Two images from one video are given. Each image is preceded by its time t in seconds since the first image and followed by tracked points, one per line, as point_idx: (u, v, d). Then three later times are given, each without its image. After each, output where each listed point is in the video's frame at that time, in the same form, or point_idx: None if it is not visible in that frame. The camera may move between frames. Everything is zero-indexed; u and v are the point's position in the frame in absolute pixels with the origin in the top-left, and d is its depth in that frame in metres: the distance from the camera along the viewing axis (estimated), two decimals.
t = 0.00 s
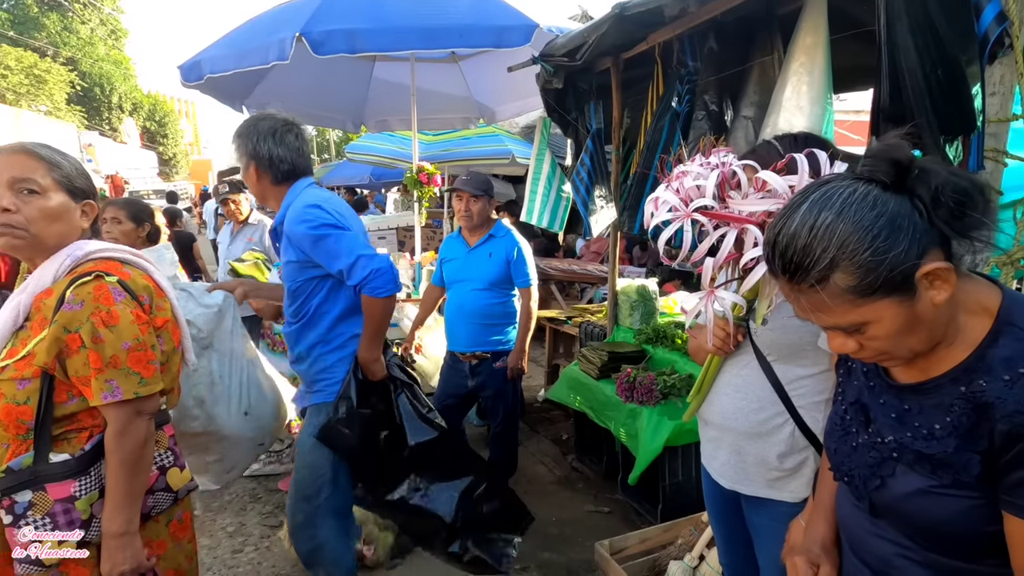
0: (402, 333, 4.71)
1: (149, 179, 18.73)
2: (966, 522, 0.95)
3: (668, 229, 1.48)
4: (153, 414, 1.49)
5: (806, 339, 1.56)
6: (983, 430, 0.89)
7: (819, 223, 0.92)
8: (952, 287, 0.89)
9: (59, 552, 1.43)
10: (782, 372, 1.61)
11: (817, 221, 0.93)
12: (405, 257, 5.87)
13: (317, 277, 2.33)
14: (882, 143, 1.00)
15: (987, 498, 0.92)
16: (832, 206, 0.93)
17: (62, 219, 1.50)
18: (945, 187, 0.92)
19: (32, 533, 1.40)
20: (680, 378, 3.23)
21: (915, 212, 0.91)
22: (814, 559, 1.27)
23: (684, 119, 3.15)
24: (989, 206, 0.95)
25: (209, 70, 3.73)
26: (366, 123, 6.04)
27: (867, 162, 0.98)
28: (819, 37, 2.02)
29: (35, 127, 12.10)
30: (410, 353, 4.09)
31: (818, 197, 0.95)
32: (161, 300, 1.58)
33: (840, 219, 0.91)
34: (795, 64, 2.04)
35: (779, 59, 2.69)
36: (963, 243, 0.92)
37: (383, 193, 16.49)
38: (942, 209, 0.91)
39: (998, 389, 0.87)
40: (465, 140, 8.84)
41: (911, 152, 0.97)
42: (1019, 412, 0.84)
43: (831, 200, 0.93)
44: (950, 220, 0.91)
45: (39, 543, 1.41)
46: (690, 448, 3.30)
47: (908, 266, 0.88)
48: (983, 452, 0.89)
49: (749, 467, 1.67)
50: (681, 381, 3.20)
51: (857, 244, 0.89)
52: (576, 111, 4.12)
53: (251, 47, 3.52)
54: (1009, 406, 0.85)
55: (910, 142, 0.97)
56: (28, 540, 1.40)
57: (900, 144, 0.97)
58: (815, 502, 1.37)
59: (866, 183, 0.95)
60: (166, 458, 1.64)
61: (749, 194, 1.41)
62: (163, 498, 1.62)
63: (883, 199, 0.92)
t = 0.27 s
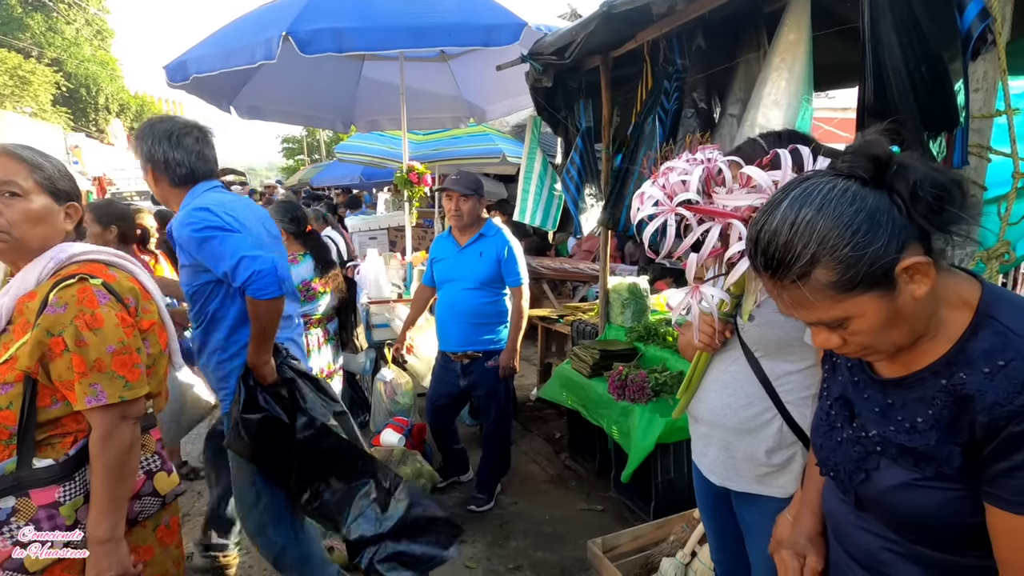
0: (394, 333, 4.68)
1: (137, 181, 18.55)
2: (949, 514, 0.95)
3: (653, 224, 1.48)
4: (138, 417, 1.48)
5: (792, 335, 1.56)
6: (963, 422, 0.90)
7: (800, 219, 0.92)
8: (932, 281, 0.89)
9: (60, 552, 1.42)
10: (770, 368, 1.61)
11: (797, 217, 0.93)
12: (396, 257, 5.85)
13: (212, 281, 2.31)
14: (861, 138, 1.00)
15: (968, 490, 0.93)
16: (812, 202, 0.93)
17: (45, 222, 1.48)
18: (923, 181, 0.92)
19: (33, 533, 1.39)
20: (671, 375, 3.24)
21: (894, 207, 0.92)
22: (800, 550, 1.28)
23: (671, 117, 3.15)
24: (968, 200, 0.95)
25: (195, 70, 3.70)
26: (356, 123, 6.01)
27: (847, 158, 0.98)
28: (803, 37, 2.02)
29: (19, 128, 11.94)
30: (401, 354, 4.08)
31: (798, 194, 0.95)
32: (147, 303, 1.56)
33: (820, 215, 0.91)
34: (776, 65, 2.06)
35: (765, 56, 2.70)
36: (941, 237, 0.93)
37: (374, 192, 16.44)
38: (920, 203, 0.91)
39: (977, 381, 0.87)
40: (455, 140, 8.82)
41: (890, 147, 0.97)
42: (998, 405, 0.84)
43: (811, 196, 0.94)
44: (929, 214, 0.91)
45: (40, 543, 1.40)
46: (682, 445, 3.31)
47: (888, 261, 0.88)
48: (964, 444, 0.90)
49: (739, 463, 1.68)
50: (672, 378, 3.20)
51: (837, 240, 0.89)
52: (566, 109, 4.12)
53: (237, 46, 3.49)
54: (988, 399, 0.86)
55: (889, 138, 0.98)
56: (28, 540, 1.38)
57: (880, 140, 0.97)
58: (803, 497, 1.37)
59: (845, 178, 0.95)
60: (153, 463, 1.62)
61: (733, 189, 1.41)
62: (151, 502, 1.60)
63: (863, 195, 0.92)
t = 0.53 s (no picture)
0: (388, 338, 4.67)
1: (131, 186, 18.48)
2: (937, 517, 0.96)
3: (639, 230, 1.48)
4: (128, 427, 1.47)
5: (783, 338, 1.56)
6: (950, 426, 0.90)
7: (787, 224, 0.93)
8: (918, 286, 0.89)
9: (60, 552, 1.39)
10: (760, 372, 1.61)
11: (784, 223, 0.93)
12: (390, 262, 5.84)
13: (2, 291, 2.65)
14: (848, 144, 1.01)
15: (956, 493, 0.93)
16: (799, 208, 0.93)
17: (32, 231, 1.47)
18: (908, 187, 0.93)
19: (33, 533, 1.38)
20: (666, 378, 3.24)
21: (880, 212, 0.92)
22: (793, 558, 1.29)
23: (666, 121, 3.16)
24: (952, 205, 0.96)
25: (187, 75, 3.69)
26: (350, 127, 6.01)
27: (833, 164, 0.99)
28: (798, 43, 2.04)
29: (11, 134, 11.87)
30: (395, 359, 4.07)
31: (786, 199, 0.95)
32: (137, 311, 1.55)
33: (807, 221, 0.92)
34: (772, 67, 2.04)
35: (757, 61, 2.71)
36: (927, 242, 0.93)
37: (368, 197, 16.42)
38: (906, 209, 0.92)
39: (963, 385, 0.88)
40: (449, 144, 8.82)
41: (876, 152, 0.98)
42: (984, 409, 0.85)
43: (798, 201, 0.94)
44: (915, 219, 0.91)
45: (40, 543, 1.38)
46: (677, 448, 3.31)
47: (875, 266, 0.88)
48: (950, 448, 0.90)
49: (731, 467, 1.68)
50: (667, 381, 3.21)
51: (824, 245, 0.90)
52: (559, 114, 4.12)
53: (229, 52, 3.48)
54: (973, 403, 0.86)
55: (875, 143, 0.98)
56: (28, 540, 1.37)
57: (865, 145, 0.98)
58: (795, 501, 1.37)
59: (832, 184, 0.95)
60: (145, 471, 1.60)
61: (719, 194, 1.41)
62: (142, 512, 1.59)
63: (849, 200, 0.92)
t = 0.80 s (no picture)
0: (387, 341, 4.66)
1: (130, 189, 18.44)
2: (942, 522, 0.95)
3: (638, 234, 1.47)
4: (123, 433, 1.45)
5: (783, 342, 1.55)
6: (955, 430, 0.89)
7: (790, 226, 0.92)
8: (922, 288, 0.89)
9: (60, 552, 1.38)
10: (760, 375, 1.60)
11: (788, 224, 0.92)
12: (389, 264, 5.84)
13: None
14: (851, 145, 1.00)
15: (961, 498, 0.92)
16: (802, 209, 0.93)
17: (26, 236, 1.46)
18: (913, 189, 0.92)
19: (33, 533, 1.36)
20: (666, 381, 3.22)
21: (884, 214, 0.91)
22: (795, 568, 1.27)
23: (669, 123, 3.15)
24: (957, 208, 0.95)
25: (185, 79, 3.68)
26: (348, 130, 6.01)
27: (836, 165, 0.98)
28: (803, 43, 2.02)
29: (10, 138, 11.87)
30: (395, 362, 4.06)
31: (789, 201, 0.95)
32: (134, 316, 1.54)
33: (811, 223, 0.91)
34: (783, 67, 2.02)
35: (757, 64, 2.71)
36: (931, 245, 0.92)
37: (367, 199, 16.42)
38: (911, 211, 0.91)
39: (968, 389, 0.87)
40: (447, 147, 8.82)
41: (880, 154, 0.97)
42: (990, 413, 0.84)
43: (801, 203, 0.93)
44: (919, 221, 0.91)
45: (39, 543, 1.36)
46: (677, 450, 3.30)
47: (879, 268, 0.87)
48: (955, 453, 0.89)
49: (731, 471, 1.67)
50: (667, 383, 3.19)
51: (828, 247, 0.89)
52: (558, 116, 4.12)
53: (226, 55, 3.47)
54: (979, 407, 0.85)
55: (879, 145, 0.98)
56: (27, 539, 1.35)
57: (869, 146, 0.97)
58: (797, 506, 1.37)
59: (836, 186, 0.94)
60: (140, 477, 1.59)
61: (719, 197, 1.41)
62: (138, 519, 1.58)
63: (853, 203, 0.92)
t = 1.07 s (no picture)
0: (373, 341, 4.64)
1: (111, 189, 18.15)
2: (912, 514, 0.96)
3: (620, 232, 1.48)
4: (100, 436, 1.43)
5: (761, 340, 1.57)
6: (924, 423, 0.91)
7: (764, 225, 0.93)
8: (892, 285, 0.90)
9: (59, 553, 1.37)
10: (740, 372, 1.62)
11: (761, 223, 0.93)
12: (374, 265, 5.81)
13: None
14: (823, 145, 1.02)
15: (930, 490, 0.94)
16: (776, 208, 0.94)
17: None
18: (882, 187, 0.94)
19: (32, 533, 1.36)
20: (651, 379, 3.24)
21: (855, 212, 0.93)
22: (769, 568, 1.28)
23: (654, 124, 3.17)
24: (926, 206, 0.97)
25: (165, 77, 3.64)
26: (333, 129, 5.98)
27: (809, 164, 1.00)
28: (789, 41, 2.03)
29: None
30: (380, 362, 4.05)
31: (763, 200, 0.96)
32: (112, 317, 1.52)
33: (783, 221, 0.92)
34: (770, 68, 2.03)
35: (738, 65, 2.73)
36: (901, 242, 0.94)
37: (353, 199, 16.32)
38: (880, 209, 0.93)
39: (936, 382, 0.89)
40: (433, 146, 8.79)
41: (851, 153, 0.99)
42: (956, 405, 0.86)
43: (774, 202, 0.94)
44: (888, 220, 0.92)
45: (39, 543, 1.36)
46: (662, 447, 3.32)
47: (850, 266, 0.89)
48: (924, 445, 0.91)
49: (712, 466, 1.68)
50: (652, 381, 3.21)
51: (800, 246, 0.90)
52: (543, 116, 4.12)
53: (207, 53, 3.44)
54: (946, 400, 0.87)
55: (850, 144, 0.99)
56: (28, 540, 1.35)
57: (841, 145, 0.99)
58: (773, 504, 1.39)
59: (808, 185, 0.96)
60: (118, 480, 1.57)
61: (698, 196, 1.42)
62: (116, 523, 1.56)
63: (825, 201, 0.93)
